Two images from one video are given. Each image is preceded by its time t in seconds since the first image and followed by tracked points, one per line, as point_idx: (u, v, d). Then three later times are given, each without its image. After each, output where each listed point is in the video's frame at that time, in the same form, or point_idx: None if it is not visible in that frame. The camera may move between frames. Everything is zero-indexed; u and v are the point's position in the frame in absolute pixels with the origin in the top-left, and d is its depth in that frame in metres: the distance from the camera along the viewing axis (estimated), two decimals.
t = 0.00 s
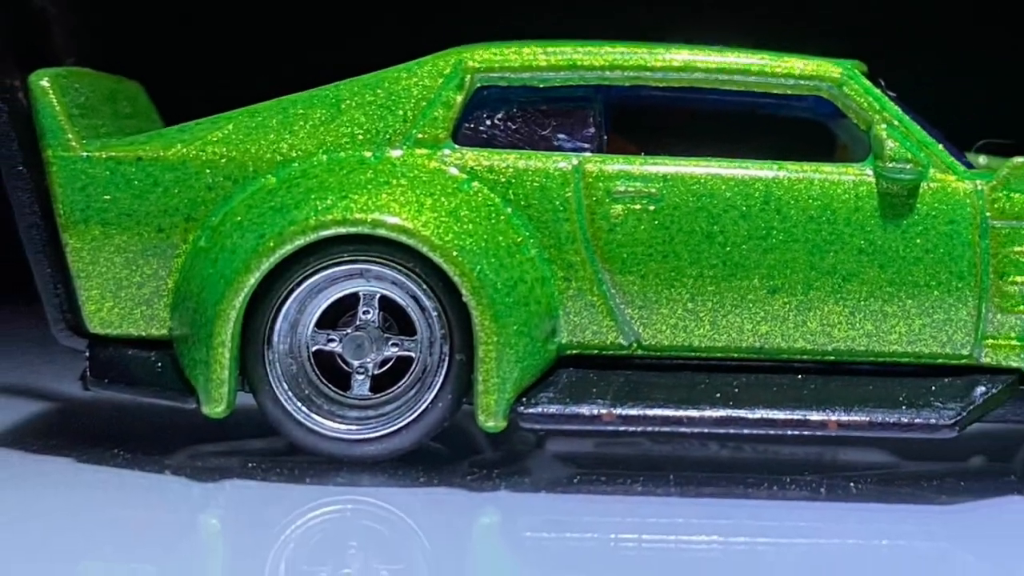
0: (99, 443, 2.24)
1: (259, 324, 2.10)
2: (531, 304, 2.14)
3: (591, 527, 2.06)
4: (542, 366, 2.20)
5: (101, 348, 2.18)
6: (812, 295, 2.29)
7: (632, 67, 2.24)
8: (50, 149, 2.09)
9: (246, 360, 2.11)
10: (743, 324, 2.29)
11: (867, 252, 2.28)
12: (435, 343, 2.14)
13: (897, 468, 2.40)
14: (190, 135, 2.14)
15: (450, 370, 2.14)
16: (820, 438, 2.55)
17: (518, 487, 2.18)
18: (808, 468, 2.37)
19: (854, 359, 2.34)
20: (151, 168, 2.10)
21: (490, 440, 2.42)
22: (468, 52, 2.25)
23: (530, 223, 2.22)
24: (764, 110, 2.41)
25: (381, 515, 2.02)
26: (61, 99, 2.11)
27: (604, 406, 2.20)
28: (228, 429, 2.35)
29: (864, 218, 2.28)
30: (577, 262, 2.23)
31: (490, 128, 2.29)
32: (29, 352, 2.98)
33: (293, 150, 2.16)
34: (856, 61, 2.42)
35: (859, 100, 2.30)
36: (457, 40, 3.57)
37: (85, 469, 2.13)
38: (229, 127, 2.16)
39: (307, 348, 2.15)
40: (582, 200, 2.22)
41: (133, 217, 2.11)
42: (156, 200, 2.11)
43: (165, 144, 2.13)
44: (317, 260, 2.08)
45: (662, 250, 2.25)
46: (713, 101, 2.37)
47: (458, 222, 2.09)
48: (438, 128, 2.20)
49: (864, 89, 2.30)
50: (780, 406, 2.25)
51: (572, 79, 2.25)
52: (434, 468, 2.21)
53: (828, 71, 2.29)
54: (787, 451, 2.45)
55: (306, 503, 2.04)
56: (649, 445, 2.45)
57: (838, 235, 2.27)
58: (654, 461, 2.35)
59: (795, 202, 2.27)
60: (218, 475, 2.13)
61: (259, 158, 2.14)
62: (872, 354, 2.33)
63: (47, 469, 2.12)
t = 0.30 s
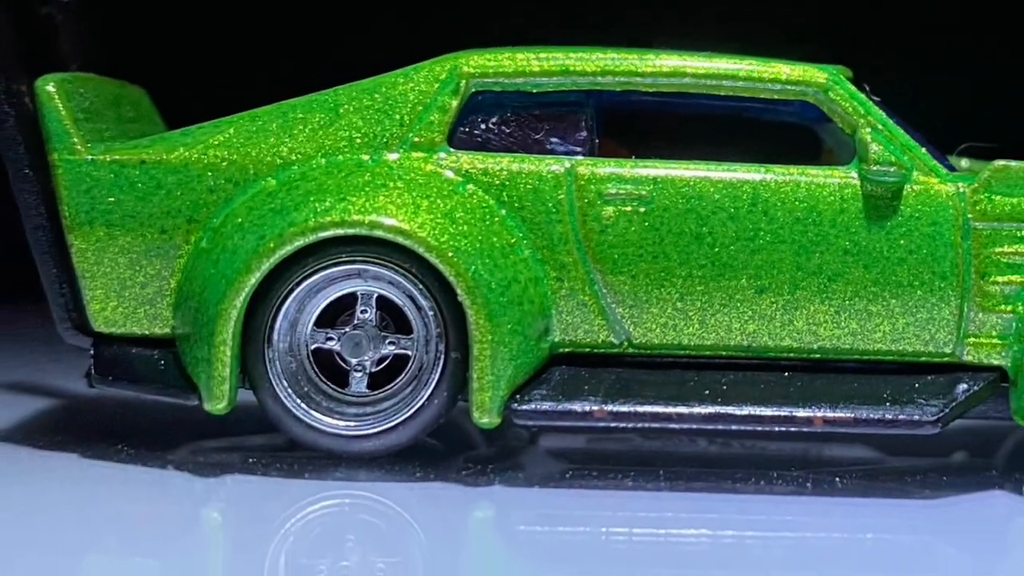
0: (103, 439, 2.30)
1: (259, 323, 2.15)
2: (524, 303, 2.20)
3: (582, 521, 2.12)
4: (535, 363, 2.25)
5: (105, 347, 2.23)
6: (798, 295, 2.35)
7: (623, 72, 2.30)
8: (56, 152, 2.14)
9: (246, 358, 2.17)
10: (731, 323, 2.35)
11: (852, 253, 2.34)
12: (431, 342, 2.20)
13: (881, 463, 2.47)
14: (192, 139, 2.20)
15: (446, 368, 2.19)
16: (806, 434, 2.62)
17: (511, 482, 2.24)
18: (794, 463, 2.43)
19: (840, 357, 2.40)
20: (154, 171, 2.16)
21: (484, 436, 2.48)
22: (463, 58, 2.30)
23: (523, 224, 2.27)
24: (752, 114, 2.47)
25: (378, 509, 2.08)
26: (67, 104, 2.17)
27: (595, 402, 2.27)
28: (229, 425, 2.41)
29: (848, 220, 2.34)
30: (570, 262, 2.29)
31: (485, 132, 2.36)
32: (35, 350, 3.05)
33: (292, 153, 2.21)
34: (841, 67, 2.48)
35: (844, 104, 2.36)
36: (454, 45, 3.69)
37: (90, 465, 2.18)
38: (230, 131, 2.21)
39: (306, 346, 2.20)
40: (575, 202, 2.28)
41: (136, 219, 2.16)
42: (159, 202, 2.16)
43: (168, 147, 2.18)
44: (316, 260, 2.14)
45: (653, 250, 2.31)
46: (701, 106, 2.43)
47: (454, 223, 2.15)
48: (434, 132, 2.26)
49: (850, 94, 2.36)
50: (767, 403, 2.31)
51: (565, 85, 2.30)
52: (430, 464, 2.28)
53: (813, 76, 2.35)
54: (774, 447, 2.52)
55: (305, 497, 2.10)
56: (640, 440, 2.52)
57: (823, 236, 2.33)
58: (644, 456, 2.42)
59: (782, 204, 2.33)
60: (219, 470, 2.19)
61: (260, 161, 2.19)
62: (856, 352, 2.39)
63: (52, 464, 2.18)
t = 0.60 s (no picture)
0: (107, 435, 2.36)
1: (259, 322, 2.21)
2: (518, 302, 2.26)
3: (574, 514, 2.18)
4: (528, 361, 2.31)
5: (109, 345, 2.28)
6: (785, 294, 2.41)
7: (613, 77, 2.36)
8: (62, 156, 2.20)
9: (247, 356, 2.23)
10: (719, 322, 2.42)
11: (837, 253, 2.40)
12: (427, 340, 2.26)
13: (865, 458, 2.54)
14: (194, 143, 2.26)
15: (441, 366, 2.25)
16: (793, 431, 2.69)
17: (505, 477, 2.31)
18: (781, 458, 2.50)
19: (825, 355, 2.47)
20: (157, 173, 2.22)
21: (479, 432, 2.55)
22: (458, 64, 2.36)
23: (517, 226, 2.34)
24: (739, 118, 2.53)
25: (376, 502, 2.14)
26: (72, 109, 2.23)
27: (586, 399, 2.32)
28: (230, 422, 2.48)
29: (833, 222, 2.40)
30: (562, 262, 2.35)
31: (479, 136, 2.42)
32: (42, 348, 3.11)
33: (292, 157, 2.27)
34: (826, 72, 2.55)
35: (829, 109, 2.42)
36: (450, 46, 3.89)
37: (95, 460, 2.25)
38: (231, 135, 2.27)
39: (305, 344, 2.26)
40: (567, 204, 2.34)
41: (140, 221, 2.22)
42: (162, 204, 2.22)
43: (171, 150, 2.24)
44: (315, 261, 2.20)
45: (643, 251, 2.37)
46: (690, 111, 2.49)
47: (449, 225, 2.21)
48: (430, 136, 2.32)
49: (835, 99, 2.43)
50: (754, 400, 2.36)
51: (557, 90, 2.37)
52: (426, 459, 2.34)
53: (799, 82, 2.42)
54: (761, 443, 2.59)
55: (305, 491, 2.16)
56: (630, 436, 2.59)
57: (809, 237, 2.40)
58: (635, 452, 2.49)
59: (768, 206, 2.39)
60: (221, 464, 2.25)
61: (260, 164, 2.25)
62: (841, 349, 2.45)
63: (58, 459, 2.24)
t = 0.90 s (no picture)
0: (111, 432, 2.43)
1: (260, 321, 2.27)
2: (511, 302, 2.32)
3: (566, 508, 2.24)
4: (521, 359, 2.37)
5: (113, 343, 2.34)
6: (771, 294, 2.48)
7: (605, 83, 2.42)
8: (67, 159, 2.26)
9: (248, 354, 2.29)
10: (707, 321, 2.48)
11: (822, 254, 2.47)
12: (423, 338, 2.32)
13: (849, 453, 2.61)
14: (196, 146, 2.32)
15: (437, 363, 2.31)
16: (779, 427, 2.76)
17: (499, 471, 2.37)
18: (767, 454, 2.57)
19: (811, 353, 2.53)
20: (160, 176, 2.28)
21: (473, 428, 2.62)
22: (453, 70, 2.43)
23: (510, 227, 2.40)
24: (727, 122, 2.59)
25: (373, 497, 2.20)
26: (77, 113, 2.29)
27: (578, 396, 2.39)
28: (231, 418, 2.54)
29: (818, 223, 2.47)
30: (554, 263, 2.42)
31: (473, 140, 2.47)
32: (47, 346, 3.18)
33: (291, 160, 2.33)
34: (811, 77, 2.62)
35: (815, 114, 2.50)
36: (447, 48, 4.12)
37: (100, 455, 2.31)
38: (232, 139, 2.33)
39: (305, 343, 2.32)
40: (559, 206, 2.40)
41: (143, 222, 2.28)
42: (165, 206, 2.28)
43: (174, 154, 2.30)
44: (314, 261, 2.26)
45: (633, 252, 2.43)
46: (679, 115, 2.56)
47: (445, 226, 2.27)
48: (426, 139, 2.38)
49: (820, 104, 2.50)
50: (742, 396, 2.44)
51: (550, 95, 2.43)
52: (422, 454, 2.40)
53: (785, 87, 2.48)
54: (748, 439, 2.66)
55: (304, 486, 2.22)
56: (620, 432, 2.66)
57: (795, 238, 2.46)
58: (625, 447, 2.56)
59: (755, 208, 2.46)
60: (222, 460, 2.31)
61: (260, 168, 2.31)
62: (826, 348, 2.52)
63: (64, 455, 2.30)
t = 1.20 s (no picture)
0: (115, 428, 2.50)
1: (260, 320, 2.33)
2: (505, 301, 2.39)
3: (558, 501, 2.32)
4: (514, 357, 2.44)
5: (118, 342, 2.41)
6: (757, 293, 2.55)
7: (596, 88, 2.49)
8: (73, 162, 2.33)
9: (249, 351, 2.35)
10: (696, 320, 2.55)
11: (807, 255, 2.54)
12: (419, 337, 2.39)
13: (833, 448, 2.69)
14: (199, 150, 2.38)
15: (433, 361, 2.38)
16: (766, 423, 2.84)
17: (493, 466, 2.45)
18: (754, 449, 2.65)
19: (795, 351, 2.60)
20: (164, 179, 2.34)
21: (468, 424, 2.70)
22: (449, 76, 2.50)
23: (504, 229, 2.47)
24: (715, 126, 2.66)
25: (371, 491, 2.27)
26: (83, 118, 2.35)
27: (570, 393, 2.45)
28: (233, 414, 2.62)
29: (803, 225, 2.54)
30: (547, 263, 2.48)
31: (468, 144, 2.55)
32: (53, 344, 3.25)
33: (291, 163, 2.40)
34: (796, 83, 2.69)
35: (800, 118, 2.57)
36: (444, 49, 4.23)
37: (104, 450, 2.38)
38: (233, 143, 2.39)
39: (304, 341, 2.38)
40: (551, 208, 2.47)
41: (147, 224, 2.34)
42: (168, 209, 2.34)
43: (177, 157, 2.37)
44: (313, 262, 2.32)
45: (624, 253, 2.50)
46: (669, 119, 2.62)
47: (440, 228, 2.33)
48: (422, 143, 2.45)
49: (805, 108, 2.57)
50: (730, 393, 2.49)
51: (543, 100, 2.49)
52: (418, 449, 2.48)
53: (771, 92, 2.56)
54: (735, 435, 2.74)
55: (303, 480, 2.29)
56: (611, 428, 2.74)
57: (780, 239, 2.53)
58: (616, 443, 2.64)
59: (742, 210, 2.53)
60: (224, 455, 2.38)
61: (261, 171, 2.38)
62: (811, 346, 2.59)
63: (69, 450, 2.37)
